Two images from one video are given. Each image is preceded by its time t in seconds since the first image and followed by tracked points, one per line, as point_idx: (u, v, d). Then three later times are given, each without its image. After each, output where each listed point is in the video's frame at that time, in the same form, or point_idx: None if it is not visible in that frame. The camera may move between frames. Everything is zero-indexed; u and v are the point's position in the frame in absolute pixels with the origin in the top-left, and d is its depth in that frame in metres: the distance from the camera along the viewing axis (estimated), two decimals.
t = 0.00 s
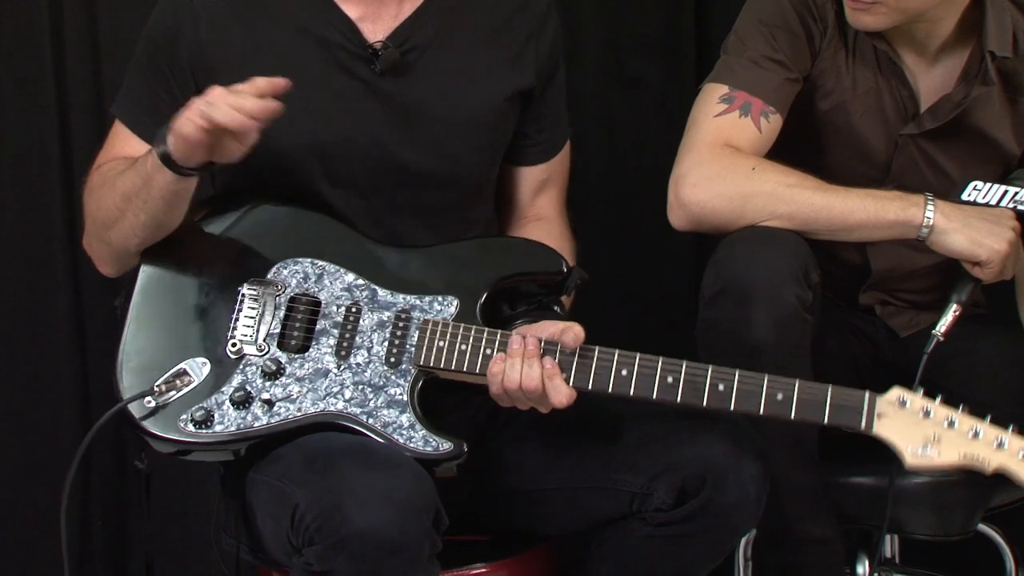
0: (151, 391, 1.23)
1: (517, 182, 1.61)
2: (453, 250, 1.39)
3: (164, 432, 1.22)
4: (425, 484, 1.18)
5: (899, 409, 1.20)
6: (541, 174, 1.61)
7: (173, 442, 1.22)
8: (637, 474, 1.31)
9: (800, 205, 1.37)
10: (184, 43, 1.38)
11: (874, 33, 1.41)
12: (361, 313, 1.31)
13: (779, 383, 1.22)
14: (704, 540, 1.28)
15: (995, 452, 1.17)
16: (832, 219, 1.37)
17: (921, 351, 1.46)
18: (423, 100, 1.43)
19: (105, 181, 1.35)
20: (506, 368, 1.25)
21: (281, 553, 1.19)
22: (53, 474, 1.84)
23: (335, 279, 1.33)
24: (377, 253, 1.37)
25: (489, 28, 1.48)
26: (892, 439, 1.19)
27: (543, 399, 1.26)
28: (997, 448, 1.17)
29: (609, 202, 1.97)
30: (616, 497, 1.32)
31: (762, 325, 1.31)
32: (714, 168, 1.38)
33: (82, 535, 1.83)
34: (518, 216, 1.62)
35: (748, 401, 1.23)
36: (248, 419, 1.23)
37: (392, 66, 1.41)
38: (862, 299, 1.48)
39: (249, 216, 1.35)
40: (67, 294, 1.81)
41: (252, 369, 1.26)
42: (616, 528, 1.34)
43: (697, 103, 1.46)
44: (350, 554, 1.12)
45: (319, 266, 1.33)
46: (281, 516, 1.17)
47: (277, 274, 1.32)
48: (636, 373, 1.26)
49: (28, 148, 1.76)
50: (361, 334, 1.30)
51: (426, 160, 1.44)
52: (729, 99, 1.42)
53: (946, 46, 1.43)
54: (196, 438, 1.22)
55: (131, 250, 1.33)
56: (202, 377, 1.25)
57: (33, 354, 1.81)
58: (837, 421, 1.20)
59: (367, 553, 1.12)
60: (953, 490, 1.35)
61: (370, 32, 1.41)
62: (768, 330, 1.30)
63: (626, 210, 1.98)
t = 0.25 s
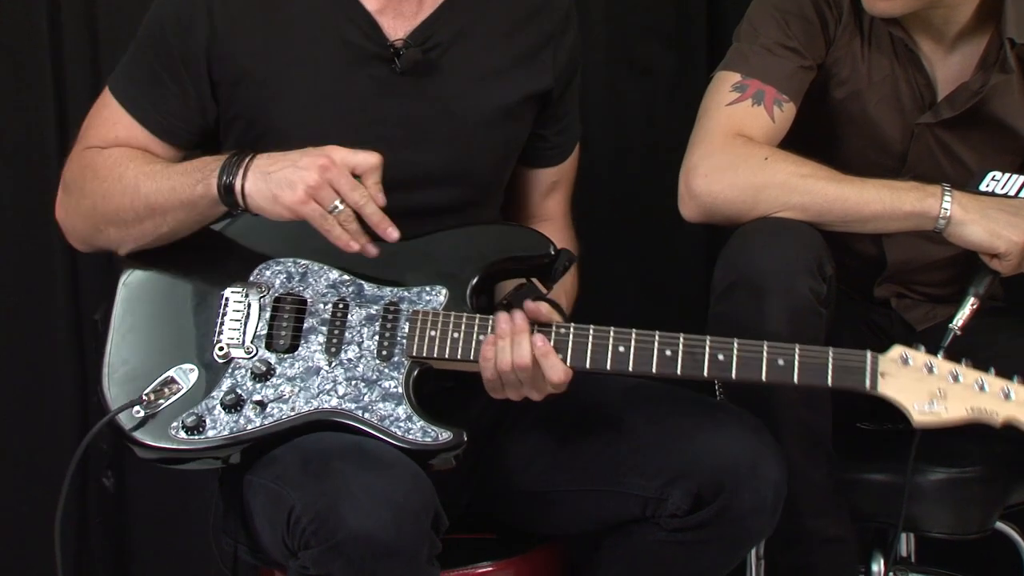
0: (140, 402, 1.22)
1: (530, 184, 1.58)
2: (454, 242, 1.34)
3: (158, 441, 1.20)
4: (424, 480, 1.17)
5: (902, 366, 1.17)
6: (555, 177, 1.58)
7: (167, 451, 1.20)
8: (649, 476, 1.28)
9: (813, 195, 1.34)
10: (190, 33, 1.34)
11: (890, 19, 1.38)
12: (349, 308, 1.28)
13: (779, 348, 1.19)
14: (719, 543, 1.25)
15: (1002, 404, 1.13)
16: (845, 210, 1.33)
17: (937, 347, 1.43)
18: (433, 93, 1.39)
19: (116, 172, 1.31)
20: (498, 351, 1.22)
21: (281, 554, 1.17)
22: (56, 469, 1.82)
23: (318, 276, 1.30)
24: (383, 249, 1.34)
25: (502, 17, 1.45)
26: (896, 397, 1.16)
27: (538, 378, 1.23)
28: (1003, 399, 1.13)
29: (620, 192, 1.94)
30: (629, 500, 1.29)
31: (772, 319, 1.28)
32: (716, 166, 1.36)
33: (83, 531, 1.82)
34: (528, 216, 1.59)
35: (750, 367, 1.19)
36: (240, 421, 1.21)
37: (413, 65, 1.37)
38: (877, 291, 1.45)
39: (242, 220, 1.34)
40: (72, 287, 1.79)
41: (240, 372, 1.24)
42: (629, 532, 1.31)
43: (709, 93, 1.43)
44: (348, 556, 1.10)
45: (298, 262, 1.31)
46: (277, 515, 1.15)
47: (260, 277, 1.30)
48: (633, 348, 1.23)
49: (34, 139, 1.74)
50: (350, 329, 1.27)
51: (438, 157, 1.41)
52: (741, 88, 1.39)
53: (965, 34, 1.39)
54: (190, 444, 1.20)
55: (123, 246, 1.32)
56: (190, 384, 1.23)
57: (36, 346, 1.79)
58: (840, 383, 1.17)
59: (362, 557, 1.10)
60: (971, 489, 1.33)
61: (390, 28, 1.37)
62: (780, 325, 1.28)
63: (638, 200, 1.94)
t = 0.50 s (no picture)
0: (149, 379, 1.17)
1: (543, 178, 1.55)
2: (473, 239, 1.32)
3: (165, 422, 1.16)
4: (437, 479, 1.14)
5: (931, 402, 1.19)
6: (569, 173, 1.55)
7: (172, 432, 1.16)
8: (665, 470, 1.26)
9: (827, 185, 1.30)
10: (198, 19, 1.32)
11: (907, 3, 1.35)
12: (367, 297, 1.25)
13: (805, 374, 1.19)
14: (735, 536, 1.24)
15: None
16: (861, 202, 1.31)
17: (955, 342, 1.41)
18: (444, 82, 1.36)
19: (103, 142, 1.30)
20: (519, 354, 1.19)
21: (287, 551, 1.14)
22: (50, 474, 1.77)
23: (337, 261, 1.26)
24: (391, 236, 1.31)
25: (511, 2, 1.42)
26: (922, 431, 1.19)
27: (558, 388, 1.20)
28: None
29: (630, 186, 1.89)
30: (643, 495, 1.27)
31: (790, 314, 1.25)
32: (728, 154, 1.33)
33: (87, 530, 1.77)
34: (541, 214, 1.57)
35: (773, 392, 1.19)
36: (250, 408, 1.17)
37: (425, 47, 1.35)
38: (893, 283, 1.42)
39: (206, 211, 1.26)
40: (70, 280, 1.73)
41: (253, 357, 1.20)
42: (644, 527, 1.30)
43: (720, 79, 1.40)
44: (358, 555, 1.07)
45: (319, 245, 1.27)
46: (286, 510, 1.11)
47: (279, 255, 1.25)
48: (656, 363, 1.22)
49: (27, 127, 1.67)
50: (367, 320, 1.25)
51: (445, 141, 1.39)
52: (754, 75, 1.36)
53: (982, 19, 1.36)
54: (198, 428, 1.16)
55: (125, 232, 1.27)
56: (202, 365, 1.19)
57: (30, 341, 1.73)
58: (867, 416, 1.19)
59: (375, 553, 1.06)
60: (987, 486, 1.28)
61: (404, 11, 1.35)
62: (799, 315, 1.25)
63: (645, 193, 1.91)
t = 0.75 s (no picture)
0: (138, 372, 1.16)
1: (551, 172, 1.52)
2: (476, 245, 1.32)
3: (153, 416, 1.14)
4: (427, 478, 1.12)
5: (936, 398, 1.17)
6: (576, 167, 1.52)
7: (161, 425, 1.14)
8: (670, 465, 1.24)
9: (842, 176, 1.27)
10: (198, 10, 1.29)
11: None
12: (362, 297, 1.24)
13: (807, 368, 1.17)
14: (744, 539, 1.21)
15: None
16: (875, 192, 1.27)
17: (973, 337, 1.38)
18: (447, 72, 1.33)
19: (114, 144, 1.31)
20: (517, 348, 1.17)
21: (279, 549, 1.13)
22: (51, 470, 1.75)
23: (331, 261, 1.25)
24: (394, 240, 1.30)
25: None
26: (929, 426, 1.16)
27: (557, 385, 1.18)
28: None
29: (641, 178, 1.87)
30: (652, 493, 1.25)
31: (805, 308, 1.22)
32: (741, 144, 1.30)
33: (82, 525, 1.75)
34: (545, 207, 1.53)
35: (776, 386, 1.18)
36: (240, 403, 1.15)
37: (432, 38, 1.32)
38: (909, 277, 1.39)
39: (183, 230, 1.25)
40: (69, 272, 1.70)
41: (245, 354, 1.19)
42: (651, 524, 1.27)
43: (733, 66, 1.37)
44: (344, 553, 1.05)
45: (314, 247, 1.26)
46: (275, 512, 1.11)
47: (272, 257, 1.24)
48: (656, 360, 1.20)
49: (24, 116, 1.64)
50: (362, 318, 1.23)
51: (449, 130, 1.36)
52: (767, 62, 1.33)
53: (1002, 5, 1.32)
54: (187, 422, 1.14)
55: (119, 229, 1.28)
56: (192, 361, 1.17)
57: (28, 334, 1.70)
58: (870, 409, 1.16)
59: (362, 551, 1.05)
60: (1004, 483, 1.25)
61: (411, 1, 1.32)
62: (811, 310, 1.22)
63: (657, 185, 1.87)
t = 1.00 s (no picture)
0: (140, 357, 1.13)
1: (553, 158, 1.49)
2: (486, 237, 1.29)
3: (154, 402, 1.11)
4: (438, 474, 1.10)
5: (952, 403, 1.14)
6: (579, 154, 1.49)
7: (162, 413, 1.11)
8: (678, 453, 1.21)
9: (858, 164, 1.24)
10: None
11: None
12: (370, 289, 1.21)
13: (822, 372, 1.14)
14: (759, 531, 1.18)
15: None
16: (890, 180, 1.24)
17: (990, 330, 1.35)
18: (450, 57, 1.31)
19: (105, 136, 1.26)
20: (527, 344, 1.14)
21: (284, 546, 1.11)
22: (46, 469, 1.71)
23: (338, 253, 1.22)
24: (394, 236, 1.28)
25: None
26: (945, 433, 1.14)
27: (568, 381, 1.15)
28: None
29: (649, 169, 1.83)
30: (662, 485, 1.22)
31: (818, 300, 1.19)
32: (756, 129, 1.27)
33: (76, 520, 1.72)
34: (547, 196, 1.50)
35: (790, 389, 1.14)
36: (245, 391, 1.12)
37: (434, 22, 1.30)
38: (925, 269, 1.36)
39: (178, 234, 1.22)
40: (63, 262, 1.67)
41: (249, 343, 1.15)
42: (661, 517, 1.24)
43: (744, 53, 1.34)
44: (354, 549, 1.02)
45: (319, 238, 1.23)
46: (282, 506, 1.08)
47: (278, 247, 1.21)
48: (669, 357, 1.17)
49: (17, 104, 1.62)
50: (370, 310, 1.19)
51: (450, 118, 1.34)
52: (779, 48, 1.30)
53: None
54: (188, 409, 1.11)
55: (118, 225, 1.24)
56: (194, 348, 1.14)
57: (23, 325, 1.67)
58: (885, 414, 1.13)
59: (370, 548, 1.02)
60: None
61: None
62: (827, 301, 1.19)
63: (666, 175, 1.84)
